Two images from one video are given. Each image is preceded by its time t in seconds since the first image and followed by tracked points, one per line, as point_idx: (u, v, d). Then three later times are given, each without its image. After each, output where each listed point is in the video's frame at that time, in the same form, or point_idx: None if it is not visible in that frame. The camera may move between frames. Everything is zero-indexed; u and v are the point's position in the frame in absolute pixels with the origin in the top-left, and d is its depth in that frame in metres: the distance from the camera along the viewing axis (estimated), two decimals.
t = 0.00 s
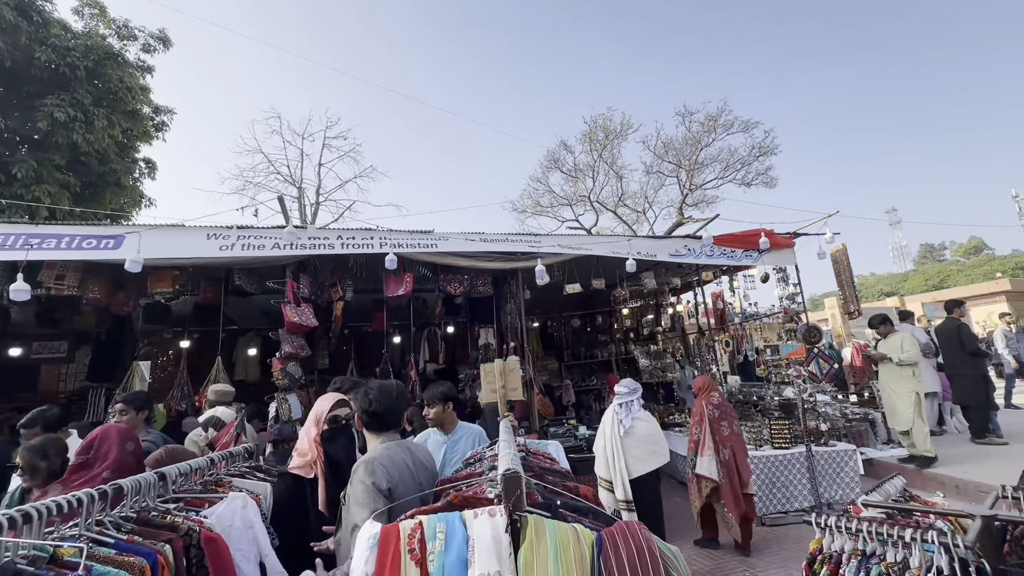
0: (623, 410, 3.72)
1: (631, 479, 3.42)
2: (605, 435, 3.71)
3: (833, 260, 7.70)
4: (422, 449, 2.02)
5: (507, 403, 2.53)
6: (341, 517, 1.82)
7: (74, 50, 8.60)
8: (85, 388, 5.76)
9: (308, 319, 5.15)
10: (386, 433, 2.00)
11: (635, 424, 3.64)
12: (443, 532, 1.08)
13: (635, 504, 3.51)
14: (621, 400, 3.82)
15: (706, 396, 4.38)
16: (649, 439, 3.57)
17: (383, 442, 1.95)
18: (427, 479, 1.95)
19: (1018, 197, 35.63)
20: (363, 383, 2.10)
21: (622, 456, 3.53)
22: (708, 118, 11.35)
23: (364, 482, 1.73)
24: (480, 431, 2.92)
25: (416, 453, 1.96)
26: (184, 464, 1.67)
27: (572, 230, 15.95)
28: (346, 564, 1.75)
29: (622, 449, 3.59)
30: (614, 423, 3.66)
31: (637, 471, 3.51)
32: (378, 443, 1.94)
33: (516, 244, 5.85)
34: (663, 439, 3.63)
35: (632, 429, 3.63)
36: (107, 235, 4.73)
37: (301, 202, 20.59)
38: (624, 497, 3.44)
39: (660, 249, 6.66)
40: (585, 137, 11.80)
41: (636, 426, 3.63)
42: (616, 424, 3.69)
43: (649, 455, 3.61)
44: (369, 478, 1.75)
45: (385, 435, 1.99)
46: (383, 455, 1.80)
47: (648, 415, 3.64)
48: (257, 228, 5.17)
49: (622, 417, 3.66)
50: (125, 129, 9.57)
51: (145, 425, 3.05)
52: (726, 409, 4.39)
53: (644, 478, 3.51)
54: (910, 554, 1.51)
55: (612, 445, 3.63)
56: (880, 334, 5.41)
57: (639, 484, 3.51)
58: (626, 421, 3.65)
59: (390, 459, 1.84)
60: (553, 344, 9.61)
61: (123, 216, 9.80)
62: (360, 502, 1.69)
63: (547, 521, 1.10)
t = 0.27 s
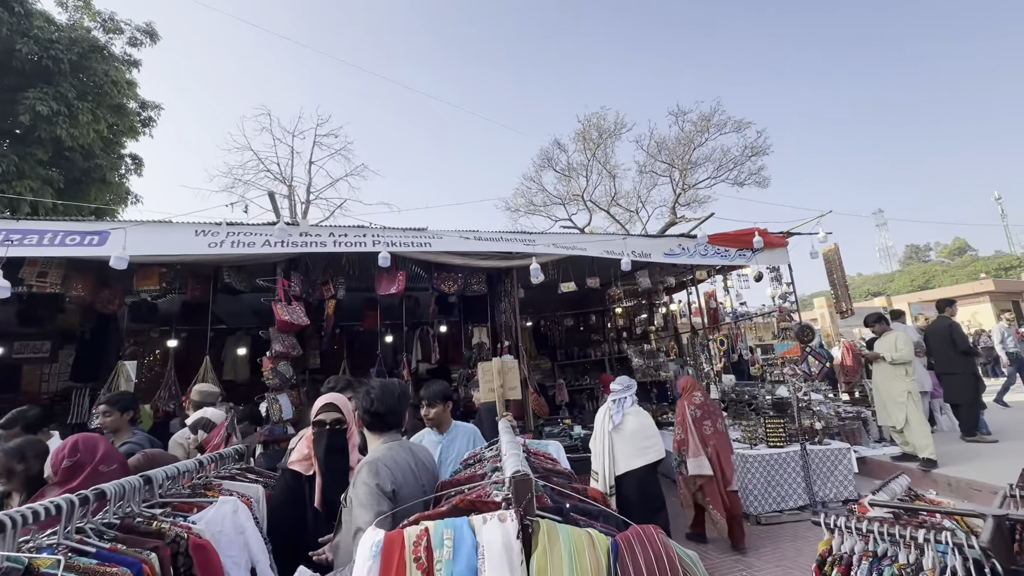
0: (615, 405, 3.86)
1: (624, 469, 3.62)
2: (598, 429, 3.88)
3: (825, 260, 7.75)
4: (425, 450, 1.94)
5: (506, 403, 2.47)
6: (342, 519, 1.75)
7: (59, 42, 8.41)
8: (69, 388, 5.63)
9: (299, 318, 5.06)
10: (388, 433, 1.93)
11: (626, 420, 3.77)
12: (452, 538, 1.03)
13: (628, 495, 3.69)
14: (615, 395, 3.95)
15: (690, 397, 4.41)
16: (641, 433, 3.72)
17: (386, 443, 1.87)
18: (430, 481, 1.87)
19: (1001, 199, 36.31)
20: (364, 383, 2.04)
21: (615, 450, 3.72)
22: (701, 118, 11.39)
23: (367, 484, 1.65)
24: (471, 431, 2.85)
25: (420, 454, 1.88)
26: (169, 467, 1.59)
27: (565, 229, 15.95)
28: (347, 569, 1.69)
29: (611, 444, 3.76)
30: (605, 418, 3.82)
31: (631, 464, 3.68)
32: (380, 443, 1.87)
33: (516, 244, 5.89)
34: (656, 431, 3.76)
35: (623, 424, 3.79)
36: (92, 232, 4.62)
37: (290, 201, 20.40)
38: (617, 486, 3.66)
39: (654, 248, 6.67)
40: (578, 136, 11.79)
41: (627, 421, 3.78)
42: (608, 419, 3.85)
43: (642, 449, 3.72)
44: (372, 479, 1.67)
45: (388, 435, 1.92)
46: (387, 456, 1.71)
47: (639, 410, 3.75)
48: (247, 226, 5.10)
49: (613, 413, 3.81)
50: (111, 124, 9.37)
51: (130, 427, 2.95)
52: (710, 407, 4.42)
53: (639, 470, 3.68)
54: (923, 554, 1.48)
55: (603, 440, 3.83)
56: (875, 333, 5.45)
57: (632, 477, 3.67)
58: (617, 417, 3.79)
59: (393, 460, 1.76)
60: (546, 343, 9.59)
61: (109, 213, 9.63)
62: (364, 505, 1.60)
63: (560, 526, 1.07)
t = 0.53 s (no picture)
0: (613, 403, 3.79)
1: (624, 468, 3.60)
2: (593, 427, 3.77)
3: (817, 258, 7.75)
4: (410, 449, 1.83)
5: (493, 401, 2.39)
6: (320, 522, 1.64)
7: (39, 32, 8.19)
8: (48, 386, 5.50)
9: (284, 314, 4.95)
10: (372, 431, 1.81)
11: (624, 419, 3.73)
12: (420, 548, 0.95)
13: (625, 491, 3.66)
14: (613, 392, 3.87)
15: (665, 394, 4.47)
16: (639, 431, 3.70)
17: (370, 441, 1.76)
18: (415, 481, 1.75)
19: (988, 200, 36.77)
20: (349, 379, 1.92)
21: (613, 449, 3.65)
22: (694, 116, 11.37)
23: (348, 484, 1.54)
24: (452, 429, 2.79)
25: (404, 454, 1.77)
26: (130, 470, 1.50)
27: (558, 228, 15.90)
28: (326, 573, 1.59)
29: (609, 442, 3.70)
30: (604, 417, 3.73)
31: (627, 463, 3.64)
32: (363, 443, 1.74)
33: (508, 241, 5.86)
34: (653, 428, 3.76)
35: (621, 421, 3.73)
36: (70, 225, 4.52)
37: (280, 197, 20.19)
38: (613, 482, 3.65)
39: (645, 245, 6.64)
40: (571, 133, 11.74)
41: (625, 419, 3.73)
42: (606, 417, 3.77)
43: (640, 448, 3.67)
44: (353, 479, 1.55)
45: (371, 434, 1.79)
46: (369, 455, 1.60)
47: (638, 408, 3.73)
48: (231, 220, 5.02)
49: (611, 411, 3.73)
50: (95, 116, 9.16)
51: (103, 426, 2.84)
52: (688, 402, 4.47)
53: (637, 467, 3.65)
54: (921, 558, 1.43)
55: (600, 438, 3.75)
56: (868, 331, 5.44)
57: (629, 474, 3.64)
58: (615, 415, 3.73)
59: (376, 459, 1.65)
60: (538, 341, 9.53)
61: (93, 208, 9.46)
62: (343, 506, 1.49)
63: (540, 534, 0.99)
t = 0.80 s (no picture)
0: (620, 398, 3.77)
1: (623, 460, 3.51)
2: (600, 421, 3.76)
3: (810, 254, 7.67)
4: (370, 449, 1.70)
5: (466, 399, 2.30)
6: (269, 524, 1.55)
7: (18, 17, 7.94)
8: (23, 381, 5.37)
9: (264, 308, 4.81)
10: (332, 431, 1.66)
11: (631, 413, 3.70)
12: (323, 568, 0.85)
13: (631, 484, 3.60)
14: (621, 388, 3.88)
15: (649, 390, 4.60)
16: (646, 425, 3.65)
17: (327, 440, 1.62)
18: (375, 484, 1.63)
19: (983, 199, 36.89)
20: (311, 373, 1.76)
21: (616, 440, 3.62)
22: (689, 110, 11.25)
23: (294, 487, 1.43)
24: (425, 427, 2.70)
25: (363, 455, 1.63)
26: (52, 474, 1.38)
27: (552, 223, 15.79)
28: None
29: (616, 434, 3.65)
30: (610, 410, 3.73)
31: (630, 456, 3.58)
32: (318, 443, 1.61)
33: (498, 237, 5.82)
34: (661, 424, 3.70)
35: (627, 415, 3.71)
36: (41, 215, 4.39)
37: (273, 191, 19.94)
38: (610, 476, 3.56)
39: (637, 240, 6.54)
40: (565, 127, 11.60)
41: (632, 413, 3.71)
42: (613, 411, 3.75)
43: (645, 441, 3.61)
44: (300, 482, 1.44)
45: (329, 435, 1.65)
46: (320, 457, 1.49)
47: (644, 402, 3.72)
48: (209, 211, 4.89)
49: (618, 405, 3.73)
50: (77, 106, 8.94)
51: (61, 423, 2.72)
52: (672, 401, 4.50)
53: (641, 461, 3.57)
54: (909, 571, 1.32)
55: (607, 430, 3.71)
56: (860, 328, 5.38)
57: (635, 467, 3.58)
58: (622, 409, 3.71)
59: (330, 461, 1.53)
60: (529, 337, 9.43)
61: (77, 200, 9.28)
62: (288, 510, 1.39)
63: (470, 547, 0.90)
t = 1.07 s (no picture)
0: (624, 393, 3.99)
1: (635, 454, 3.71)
2: (607, 415, 3.95)
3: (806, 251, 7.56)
4: (323, 456, 1.59)
5: (437, 400, 2.18)
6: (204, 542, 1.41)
7: None
8: None
9: (244, 303, 4.67)
10: (279, 438, 1.54)
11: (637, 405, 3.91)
12: None
13: (642, 477, 3.84)
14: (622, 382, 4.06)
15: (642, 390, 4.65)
16: (650, 418, 3.89)
17: (273, 447, 1.50)
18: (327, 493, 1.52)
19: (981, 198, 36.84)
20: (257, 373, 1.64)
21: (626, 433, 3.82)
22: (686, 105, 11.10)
23: (231, 501, 1.31)
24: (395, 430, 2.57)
25: (312, 464, 1.51)
26: None
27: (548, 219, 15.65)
28: None
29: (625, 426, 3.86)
30: (617, 405, 3.92)
31: (640, 449, 3.80)
32: (264, 451, 1.49)
33: (487, 233, 5.75)
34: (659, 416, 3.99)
35: (632, 409, 3.92)
36: (11, 207, 4.24)
37: (268, 185, 19.78)
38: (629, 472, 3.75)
39: (629, 236, 6.43)
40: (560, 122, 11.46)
41: (637, 406, 3.92)
42: (618, 405, 3.95)
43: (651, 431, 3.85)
44: (238, 496, 1.32)
45: (276, 441, 1.53)
46: (261, 468, 1.38)
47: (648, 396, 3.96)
48: (187, 204, 4.74)
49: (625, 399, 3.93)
50: (62, 96, 8.75)
51: (14, 423, 2.59)
52: (666, 400, 4.38)
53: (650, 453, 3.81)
54: None
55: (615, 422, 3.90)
56: (855, 327, 5.28)
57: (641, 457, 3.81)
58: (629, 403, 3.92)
59: (274, 472, 1.41)
60: (522, 334, 9.33)
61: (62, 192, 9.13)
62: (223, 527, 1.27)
63: None
